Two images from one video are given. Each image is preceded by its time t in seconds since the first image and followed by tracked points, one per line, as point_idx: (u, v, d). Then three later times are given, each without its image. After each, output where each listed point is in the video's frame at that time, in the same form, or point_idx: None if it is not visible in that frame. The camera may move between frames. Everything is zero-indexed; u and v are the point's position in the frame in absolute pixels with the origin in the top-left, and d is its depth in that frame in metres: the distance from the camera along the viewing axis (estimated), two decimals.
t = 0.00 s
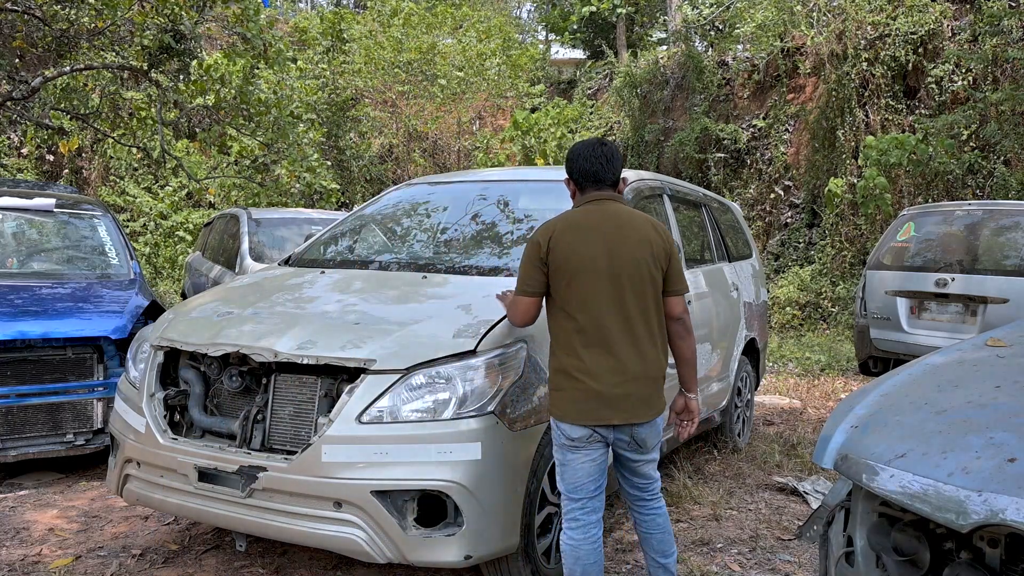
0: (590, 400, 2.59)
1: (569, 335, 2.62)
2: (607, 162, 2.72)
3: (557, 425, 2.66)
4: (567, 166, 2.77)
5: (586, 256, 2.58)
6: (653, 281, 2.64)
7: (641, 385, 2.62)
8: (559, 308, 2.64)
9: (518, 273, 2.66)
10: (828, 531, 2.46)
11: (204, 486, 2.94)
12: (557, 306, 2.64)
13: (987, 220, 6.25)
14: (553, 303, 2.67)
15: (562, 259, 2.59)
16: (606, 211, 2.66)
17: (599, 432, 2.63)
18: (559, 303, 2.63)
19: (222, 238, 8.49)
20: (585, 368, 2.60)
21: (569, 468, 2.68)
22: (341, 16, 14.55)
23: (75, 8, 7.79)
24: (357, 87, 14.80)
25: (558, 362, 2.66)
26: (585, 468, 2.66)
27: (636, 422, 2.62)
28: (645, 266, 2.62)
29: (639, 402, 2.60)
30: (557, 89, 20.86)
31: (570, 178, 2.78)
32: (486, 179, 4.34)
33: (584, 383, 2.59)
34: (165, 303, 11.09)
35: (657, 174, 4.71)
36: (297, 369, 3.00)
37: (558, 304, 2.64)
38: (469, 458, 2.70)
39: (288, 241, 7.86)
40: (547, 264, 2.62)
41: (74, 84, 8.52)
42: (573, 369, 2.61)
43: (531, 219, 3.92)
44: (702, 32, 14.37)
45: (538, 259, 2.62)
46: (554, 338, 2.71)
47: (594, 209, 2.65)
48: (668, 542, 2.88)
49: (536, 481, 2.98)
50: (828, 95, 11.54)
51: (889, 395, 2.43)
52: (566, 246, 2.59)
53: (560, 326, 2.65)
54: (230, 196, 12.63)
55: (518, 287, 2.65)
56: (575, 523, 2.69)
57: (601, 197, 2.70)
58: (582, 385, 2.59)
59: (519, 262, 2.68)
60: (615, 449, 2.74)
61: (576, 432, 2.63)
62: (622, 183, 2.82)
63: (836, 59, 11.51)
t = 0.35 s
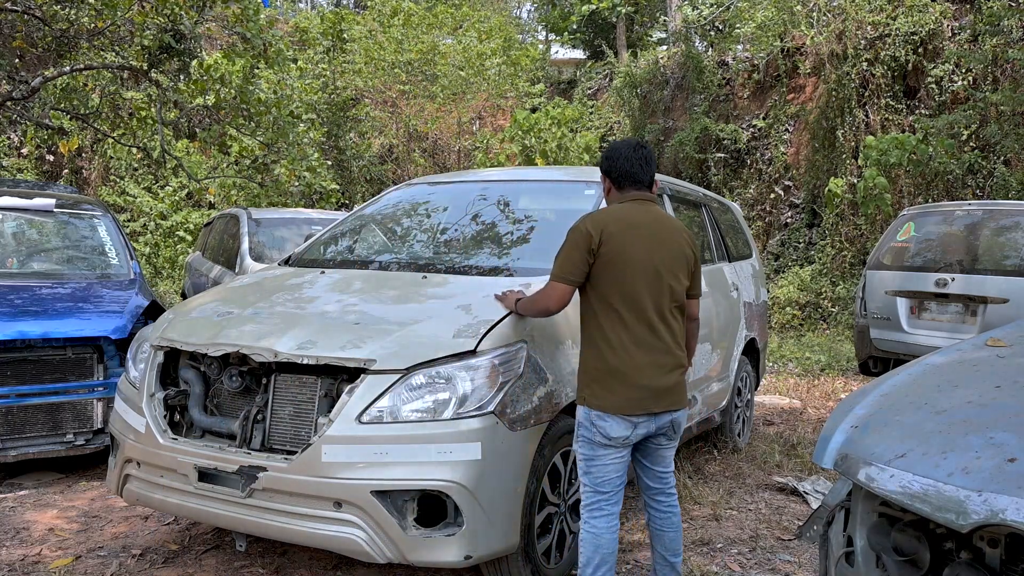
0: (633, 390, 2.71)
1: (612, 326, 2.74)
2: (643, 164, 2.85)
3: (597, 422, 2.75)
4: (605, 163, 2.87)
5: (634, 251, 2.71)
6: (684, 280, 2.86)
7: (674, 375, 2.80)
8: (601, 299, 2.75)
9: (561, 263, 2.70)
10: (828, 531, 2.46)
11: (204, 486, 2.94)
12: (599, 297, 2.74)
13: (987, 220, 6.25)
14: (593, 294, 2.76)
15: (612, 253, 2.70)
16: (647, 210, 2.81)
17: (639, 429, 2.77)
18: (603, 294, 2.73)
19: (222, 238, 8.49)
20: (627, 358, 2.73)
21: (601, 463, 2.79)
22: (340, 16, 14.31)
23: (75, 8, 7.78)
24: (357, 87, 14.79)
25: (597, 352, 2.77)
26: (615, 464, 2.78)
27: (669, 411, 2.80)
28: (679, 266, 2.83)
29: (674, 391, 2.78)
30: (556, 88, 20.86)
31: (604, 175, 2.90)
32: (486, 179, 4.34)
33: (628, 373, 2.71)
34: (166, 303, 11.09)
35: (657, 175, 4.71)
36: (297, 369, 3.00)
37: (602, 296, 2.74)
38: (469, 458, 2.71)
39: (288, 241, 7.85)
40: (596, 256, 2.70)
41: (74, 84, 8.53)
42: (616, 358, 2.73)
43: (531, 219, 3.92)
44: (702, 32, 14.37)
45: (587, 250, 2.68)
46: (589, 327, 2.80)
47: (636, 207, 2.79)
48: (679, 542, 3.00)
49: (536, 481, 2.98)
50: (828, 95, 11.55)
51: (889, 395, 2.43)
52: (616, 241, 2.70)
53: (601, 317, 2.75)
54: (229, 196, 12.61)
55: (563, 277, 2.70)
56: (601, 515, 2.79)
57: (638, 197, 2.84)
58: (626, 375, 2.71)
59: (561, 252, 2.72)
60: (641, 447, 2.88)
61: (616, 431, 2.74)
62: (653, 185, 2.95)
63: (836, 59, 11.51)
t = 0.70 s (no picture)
0: (669, 384, 2.83)
1: (649, 322, 2.84)
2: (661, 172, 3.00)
3: (630, 425, 2.85)
4: (623, 170, 2.96)
5: (670, 250, 2.86)
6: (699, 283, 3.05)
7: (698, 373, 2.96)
8: (637, 297, 2.84)
9: (602, 257, 2.77)
10: (828, 531, 2.46)
11: (204, 486, 2.94)
12: (635, 292, 2.84)
13: (987, 220, 6.26)
14: (628, 292, 2.85)
15: (651, 251, 2.82)
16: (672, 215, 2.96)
17: (667, 428, 2.91)
18: (640, 289, 2.83)
19: (222, 238, 8.49)
20: (664, 353, 2.84)
21: (618, 461, 2.89)
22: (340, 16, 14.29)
23: (75, 8, 7.78)
24: (357, 87, 14.78)
25: (633, 347, 2.84)
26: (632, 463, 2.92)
27: (694, 407, 2.95)
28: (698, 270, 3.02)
29: (700, 386, 2.94)
30: (556, 88, 20.86)
31: (620, 178, 2.96)
32: (486, 179, 4.34)
33: (664, 368, 2.83)
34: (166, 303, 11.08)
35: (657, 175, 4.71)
36: (297, 369, 3.00)
37: (638, 291, 2.83)
38: (469, 458, 2.70)
39: (287, 241, 7.85)
40: (636, 253, 2.80)
41: (74, 84, 8.53)
42: (654, 352, 2.83)
43: (532, 219, 3.92)
44: (702, 31, 14.37)
45: (629, 245, 2.78)
46: (622, 325, 2.88)
47: (665, 210, 2.94)
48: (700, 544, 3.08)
49: (536, 481, 2.97)
50: (828, 94, 11.55)
51: (889, 395, 2.43)
52: (653, 240, 2.82)
53: (637, 313, 2.84)
54: (229, 195, 12.59)
55: (603, 269, 2.77)
56: (614, 506, 2.89)
57: (660, 202, 2.98)
58: (664, 370, 2.82)
59: (601, 247, 2.79)
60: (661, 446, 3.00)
61: (646, 432, 2.86)
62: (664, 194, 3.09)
63: (836, 59, 11.51)
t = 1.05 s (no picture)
0: (682, 382, 2.89)
1: (661, 320, 2.87)
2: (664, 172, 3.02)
3: (655, 427, 2.88)
4: (629, 167, 2.95)
5: (680, 250, 2.89)
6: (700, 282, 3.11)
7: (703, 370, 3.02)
8: (650, 295, 2.86)
9: (612, 253, 2.79)
10: (828, 531, 2.46)
11: (204, 486, 2.94)
12: (647, 290, 2.85)
13: (987, 220, 6.27)
14: (639, 290, 2.86)
15: (664, 250, 2.85)
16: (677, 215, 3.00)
17: (686, 422, 2.99)
18: (651, 287, 2.85)
19: (222, 238, 8.49)
20: (675, 351, 2.88)
21: (652, 461, 2.94)
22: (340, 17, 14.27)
23: (75, 8, 7.77)
24: (357, 87, 14.76)
25: (646, 345, 2.86)
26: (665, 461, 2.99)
27: (702, 403, 3.02)
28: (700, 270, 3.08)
29: (706, 383, 3.00)
30: (556, 88, 20.88)
31: (628, 176, 2.95)
32: (486, 180, 4.34)
33: (677, 366, 2.87)
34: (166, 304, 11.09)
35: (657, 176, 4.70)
36: (297, 369, 3.00)
37: (650, 289, 2.85)
38: (469, 458, 2.70)
39: (287, 241, 7.85)
40: (649, 251, 2.82)
41: (74, 84, 8.53)
42: (667, 349, 2.87)
43: (531, 219, 3.92)
44: (702, 31, 14.37)
45: (641, 243, 2.80)
46: (631, 323, 2.89)
47: (670, 209, 2.98)
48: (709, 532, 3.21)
49: (536, 481, 2.97)
50: (828, 94, 11.55)
51: (889, 395, 2.43)
52: (665, 239, 2.85)
53: (649, 310, 2.86)
54: (229, 195, 12.58)
55: (610, 264, 2.78)
56: (669, 495, 2.99)
57: (665, 201, 3.00)
58: (676, 367, 2.87)
59: (614, 245, 2.79)
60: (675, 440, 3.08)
61: (671, 431, 2.91)
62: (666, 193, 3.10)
63: (836, 59, 11.51)
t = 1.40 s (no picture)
0: (693, 378, 2.92)
1: (671, 317, 2.89)
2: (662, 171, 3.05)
3: (672, 423, 2.90)
4: (631, 165, 2.95)
5: (684, 248, 2.93)
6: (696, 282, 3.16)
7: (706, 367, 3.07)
8: (660, 293, 2.88)
9: (619, 251, 2.80)
10: (828, 531, 2.46)
11: (204, 486, 2.94)
12: (657, 285, 2.87)
13: (987, 220, 6.27)
14: (648, 288, 2.87)
15: (671, 248, 2.89)
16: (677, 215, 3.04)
17: (696, 422, 3.02)
18: (661, 285, 2.87)
19: (222, 238, 8.49)
20: (685, 348, 2.91)
21: (667, 459, 2.95)
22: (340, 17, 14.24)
23: (75, 8, 7.78)
24: (357, 87, 14.76)
25: (660, 340, 2.87)
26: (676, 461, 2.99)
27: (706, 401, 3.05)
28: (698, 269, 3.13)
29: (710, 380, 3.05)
30: (556, 88, 20.89)
31: (629, 174, 2.94)
32: (486, 179, 4.34)
33: (688, 363, 2.91)
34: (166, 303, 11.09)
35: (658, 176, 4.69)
36: (297, 369, 3.00)
37: (661, 285, 2.87)
38: (469, 457, 2.71)
39: (287, 241, 7.85)
40: (658, 248, 2.84)
41: (74, 84, 8.53)
42: (680, 344, 2.89)
43: (531, 219, 3.92)
44: (702, 31, 14.37)
45: (649, 241, 2.83)
46: (641, 321, 2.89)
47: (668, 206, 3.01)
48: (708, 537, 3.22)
49: (536, 481, 2.97)
50: (828, 94, 11.55)
51: (889, 395, 2.43)
52: (671, 237, 2.89)
53: (660, 307, 2.88)
54: (229, 195, 12.58)
55: (618, 261, 2.80)
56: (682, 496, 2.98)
57: (665, 201, 3.02)
58: (687, 364, 2.90)
59: (622, 243, 2.81)
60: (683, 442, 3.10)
61: (686, 427, 2.94)
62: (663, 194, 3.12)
63: (836, 59, 11.51)
